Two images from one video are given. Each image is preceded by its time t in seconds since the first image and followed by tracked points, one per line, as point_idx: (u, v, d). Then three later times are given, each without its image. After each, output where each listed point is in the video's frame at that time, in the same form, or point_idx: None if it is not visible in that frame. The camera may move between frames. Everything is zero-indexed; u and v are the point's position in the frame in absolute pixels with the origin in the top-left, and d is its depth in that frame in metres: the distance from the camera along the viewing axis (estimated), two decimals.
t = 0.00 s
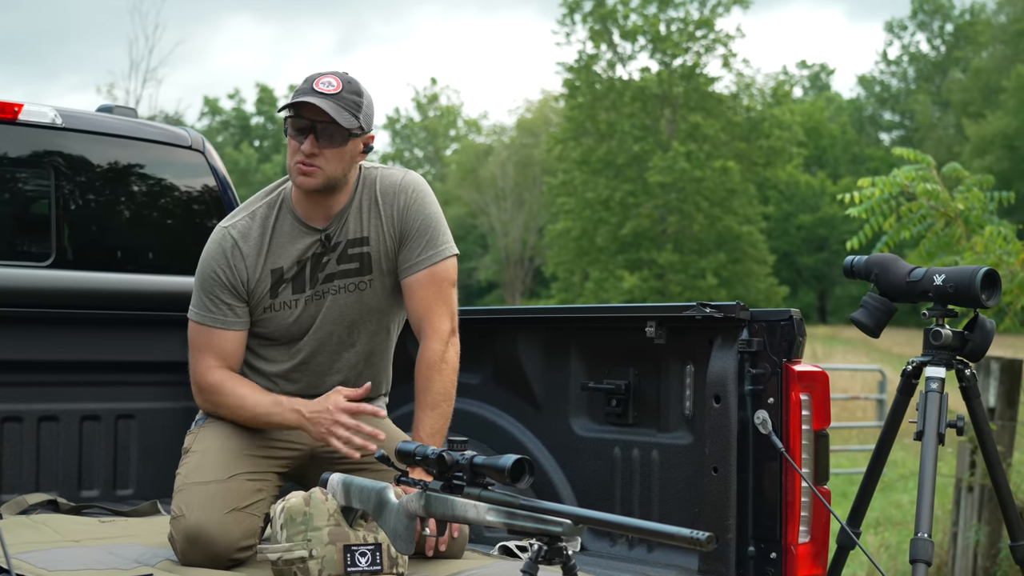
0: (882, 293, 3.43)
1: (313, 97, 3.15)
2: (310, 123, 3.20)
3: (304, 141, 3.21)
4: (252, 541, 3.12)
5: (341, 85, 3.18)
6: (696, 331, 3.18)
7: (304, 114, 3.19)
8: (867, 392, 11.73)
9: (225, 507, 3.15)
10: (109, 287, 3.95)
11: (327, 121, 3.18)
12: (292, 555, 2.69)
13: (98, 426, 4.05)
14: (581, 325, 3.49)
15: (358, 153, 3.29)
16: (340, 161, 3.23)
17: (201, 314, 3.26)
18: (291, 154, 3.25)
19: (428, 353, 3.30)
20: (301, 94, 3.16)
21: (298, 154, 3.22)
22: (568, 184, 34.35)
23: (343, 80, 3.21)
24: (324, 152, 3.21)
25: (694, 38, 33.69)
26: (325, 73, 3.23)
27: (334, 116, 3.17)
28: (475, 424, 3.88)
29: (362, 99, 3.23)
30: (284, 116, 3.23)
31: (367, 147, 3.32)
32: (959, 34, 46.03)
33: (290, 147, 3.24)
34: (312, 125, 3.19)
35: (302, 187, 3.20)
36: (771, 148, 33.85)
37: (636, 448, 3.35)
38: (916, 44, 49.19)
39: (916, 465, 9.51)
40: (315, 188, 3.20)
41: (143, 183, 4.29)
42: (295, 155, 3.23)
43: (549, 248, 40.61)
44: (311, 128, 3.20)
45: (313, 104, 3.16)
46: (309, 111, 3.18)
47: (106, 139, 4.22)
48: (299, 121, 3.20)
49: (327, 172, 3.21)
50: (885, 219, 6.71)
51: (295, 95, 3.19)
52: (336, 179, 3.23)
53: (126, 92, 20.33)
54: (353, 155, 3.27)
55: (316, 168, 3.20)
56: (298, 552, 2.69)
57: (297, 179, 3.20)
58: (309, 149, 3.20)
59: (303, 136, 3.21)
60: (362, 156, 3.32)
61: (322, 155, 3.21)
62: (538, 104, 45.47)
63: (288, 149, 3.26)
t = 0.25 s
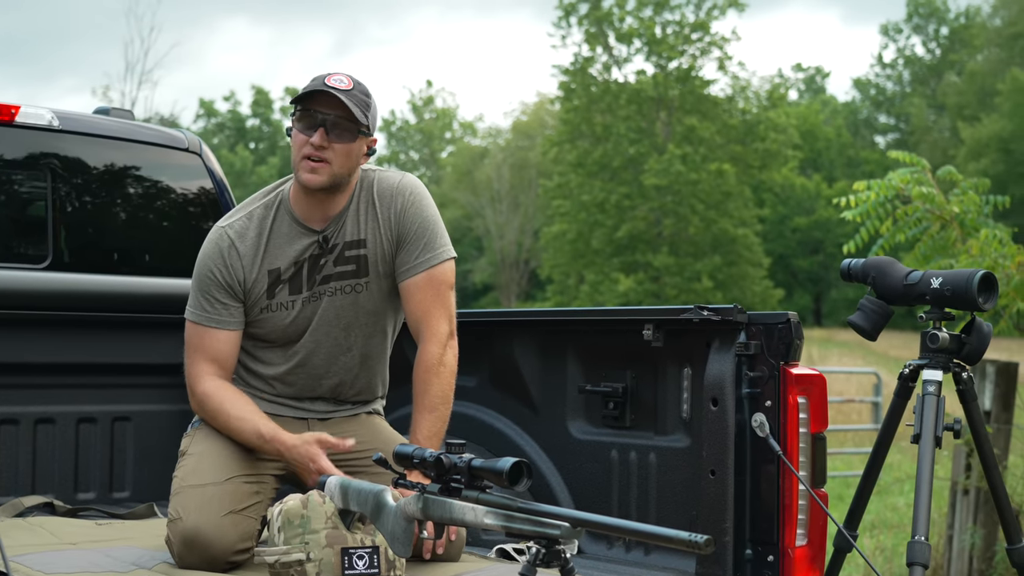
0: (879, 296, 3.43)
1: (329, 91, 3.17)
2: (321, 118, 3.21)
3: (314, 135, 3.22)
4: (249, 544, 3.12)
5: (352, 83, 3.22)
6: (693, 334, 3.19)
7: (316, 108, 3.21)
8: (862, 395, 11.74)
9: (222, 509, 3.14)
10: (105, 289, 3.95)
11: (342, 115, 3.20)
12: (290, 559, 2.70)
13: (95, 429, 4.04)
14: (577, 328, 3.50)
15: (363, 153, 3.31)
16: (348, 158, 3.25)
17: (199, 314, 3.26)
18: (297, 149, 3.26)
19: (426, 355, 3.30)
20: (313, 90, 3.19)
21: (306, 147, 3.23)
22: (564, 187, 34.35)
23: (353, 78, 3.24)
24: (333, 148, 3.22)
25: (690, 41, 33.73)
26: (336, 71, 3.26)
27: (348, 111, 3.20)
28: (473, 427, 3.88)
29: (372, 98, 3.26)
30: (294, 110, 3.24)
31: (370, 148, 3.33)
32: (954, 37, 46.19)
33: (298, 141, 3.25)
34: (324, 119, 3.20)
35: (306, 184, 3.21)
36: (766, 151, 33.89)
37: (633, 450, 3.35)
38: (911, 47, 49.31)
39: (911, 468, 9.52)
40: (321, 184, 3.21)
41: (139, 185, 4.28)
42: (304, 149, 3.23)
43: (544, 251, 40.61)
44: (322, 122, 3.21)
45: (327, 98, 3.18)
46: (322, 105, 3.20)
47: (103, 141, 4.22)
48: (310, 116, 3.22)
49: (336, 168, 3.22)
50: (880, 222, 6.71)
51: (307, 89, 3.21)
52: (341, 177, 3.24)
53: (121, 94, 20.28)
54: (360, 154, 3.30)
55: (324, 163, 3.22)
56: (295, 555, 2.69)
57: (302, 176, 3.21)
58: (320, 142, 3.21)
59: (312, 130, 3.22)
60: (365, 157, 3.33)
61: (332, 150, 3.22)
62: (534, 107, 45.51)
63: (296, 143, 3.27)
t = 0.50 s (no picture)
0: (874, 299, 3.44)
1: (330, 95, 3.16)
2: (322, 122, 3.20)
3: (315, 139, 3.21)
4: (245, 547, 3.11)
5: (350, 87, 3.20)
6: (689, 337, 3.19)
7: (316, 113, 3.20)
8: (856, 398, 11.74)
9: (217, 513, 3.13)
10: (98, 291, 3.94)
11: (344, 119, 3.20)
12: (285, 561, 2.70)
13: (89, 432, 4.03)
14: (573, 332, 3.50)
15: (361, 155, 3.30)
16: (348, 161, 3.25)
17: (198, 317, 3.27)
18: (296, 154, 3.25)
19: (422, 358, 3.29)
20: (312, 93, 3.18)
21: (308, 151, 3.22)
22: (557, 190, 34.35)
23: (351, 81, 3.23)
24: (334, 152, 3.22)
25: (683, 44, 33.78)
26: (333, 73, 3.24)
27: (348, 115, 3.19)
28: (469, 431, 3.88)
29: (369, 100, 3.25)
30: (292, 113, 3.22)
31: (366, 151, 3.33)
32: (947, 41, 46.38)
33: (298, 145, 3.24)
34: (325, 123, 3.19)
35: (306, 188, 3.20)
36: (760, 155, 33.94)
37: (628, 453, 3.35)
38: (904, 51, 49.45)
39: (905, 471, 9.53)
40: (323, 187, 3.20)
41: (133, 189, 4.28)
42: (304, 154, 3.22)
43: (537, 254, 40.62)
44: (323, 126, 3.20)
45: (328, 102, 3.17)
46: (323, 109, 3.19)
47: (98, 144, 4.21)
48: (310, 120, 3.21)
49: (336, 171, 3.22)
50: (873, 225, 6.73)
51: (306, 94, 3.20)
52: (341, 181, 3.24)
53: (114, 96, 20.23)
54: (359, 156, 3.29)
55: (325, 166, 3.21)
56: (291, 558, 2.69)
57: (302, 180, 3.20)
58: (321, 146, 3.21)
59: (313, 134, 3.21)
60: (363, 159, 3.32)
61: (333, 154, 3.22)
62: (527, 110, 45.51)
63: (295, 147, 3.25)
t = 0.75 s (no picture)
0: (868, 303, 3.45)
1: (323, 104, 3.15)
2: (317, 131, 3.20)
3: (312, 149, 3.21)
4: (239, 551, 3.11)
5: (343, 92, 3.19)
6: (683, 341, 3.20)
7: (311, 121, 3.19)
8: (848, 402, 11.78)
9: (212, 516, 3.13)
10: (94, 294, 3.94)
11: (338, 126, 3.19)
12: (280, 565, 2.71)
13: (83, 435, 4.02)
14: (568, 335, 3.50)
15: (356, 158, 3.30)
16: (344, 167, 3.25)
17: (193, 320, 3.26)
18: (291, 161, 3.24)
19: (417, 362, 3.30)
20: (305, 102, 3.16)
21: (304, 161, 3.21)
22: (550, 194, 34.42)
23: (343, 85, 3.21)
24: (331, 159, 3.21)
25: (675, 48, 33.86)
26: (322, 79, 3.22)
27: (345, 122, 3.19)
28: (464, 435, 3.87)
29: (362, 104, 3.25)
30: (286, 121, 3.20)
31: (361, 155, 3.33)
32: (938, 45, 46.61)
33: (294, 154, 3.22)
34: (321, 132, 3.19)
35: (305, 194, 3.20)
36: (752, 158, 34.03)
37: (623, 457, 3.36)
38: (896, 55, 49.64)
39: (897, 475, 9.55)
40: (323, 195, 3.20)
41: (126, 191, 4.27)
42: (301, 162, 3.21)
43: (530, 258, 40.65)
44: (319, 135, 3.20)
45: (323, 111, 3.16)
46: (318, 118, 3.19)
47: (91, 146, 4.21)
48: (305, 128, 3.20)
49: (334, 178, 3.22)
50: (865, 229, 6.75)
51: (300, 102, 3.17)
52: (340, 186, 3.24)
53: (107, 99, 20.21)
54: (353, 160, 3.30)
55: (323, 174, 3.21)
56: (286, 562, 2.70)
57: (300, 186, 3.20)
58: (318, 155, 3.20)
59: (309, 143, 3.21)
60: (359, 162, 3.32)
61: (330, 161, 3.21)
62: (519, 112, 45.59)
63: (291, 157, 3.23)
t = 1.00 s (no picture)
0: (861, 306, 3.45)
1: (315, 114, 3.13)
2: (310, 139, 3.18)
3: (304, 157, 3.19)
4: (234, 553, 3.11)
5: (338, 100, 3.17)
6: (678, 344, 3.20)
7: (304, 130, 3.16)
8: (840, 405, 11.80)
9: (205, 519, 3.13)
10: (88, 297, 3.94)
11: (329, 136, 3.16)
12: (274, 568, 2.71)
13: (76, 438, 4.02)
14: (563, 338, 3.51)
15: (352, 165, 3.29)
16: (338, 176, 3.24)
17: (188, 321, 3.26)
18: (286, 166, 3.23)
19: (413, 365, 3.29)
20: (299, 111, 3.15)
21: (297, 169, 3.19)
22: (542, 196, 34.44)
23: (339, 93, 3.20)
24: (324, 168, 3.20)
25: (668, 51, 33.89)
26: (319, 87, 3.20)
27: (336, 132, 3.16)
28: (459, 436, 3.87)
29: (358, 111, 3.23)
30: (280, 131, 3.19)
31: (358, 160, 3.32)
32: (930, 49, 46.80)
33: (287, 161, 3.21)
34: (313, 140, 3.16)
35: (300, 201, 3.19)
36: (744, 161, 34.11)
37: (617, 460, 3.36)
38: (888, 59, 49.79)
39: (889, 477, 9.57)
40: (316, 203, 3.20)
41: (118, 194, 4.27)
42: (294, 169, 3.19)
43: (523, 260, 40.68)
44: (312, 143, 3.18)
45: (316, 122, 3.14)
46: (311, 127, 3.16)
47: (85, 148, 4.21)
48: (299, 136, 3.17)
49: (327, 188, 3.21)
50: (858, 233, 6.76)
51: (294, 111, 3.16)
52: (334, 194, 3.23)
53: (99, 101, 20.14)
54: (349, 169, 3.28)
55: (316, 184, 3.20)
56: (280, 564, 2.70)
57: (295, 192, 3.19)
58: (310, 164, 3.18)
59: (302, 152, 3.19)
60: (355, 167, 3.31)
61: (322, 171, 3.20)
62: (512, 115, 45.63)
63: (284, 166, 3.22)
